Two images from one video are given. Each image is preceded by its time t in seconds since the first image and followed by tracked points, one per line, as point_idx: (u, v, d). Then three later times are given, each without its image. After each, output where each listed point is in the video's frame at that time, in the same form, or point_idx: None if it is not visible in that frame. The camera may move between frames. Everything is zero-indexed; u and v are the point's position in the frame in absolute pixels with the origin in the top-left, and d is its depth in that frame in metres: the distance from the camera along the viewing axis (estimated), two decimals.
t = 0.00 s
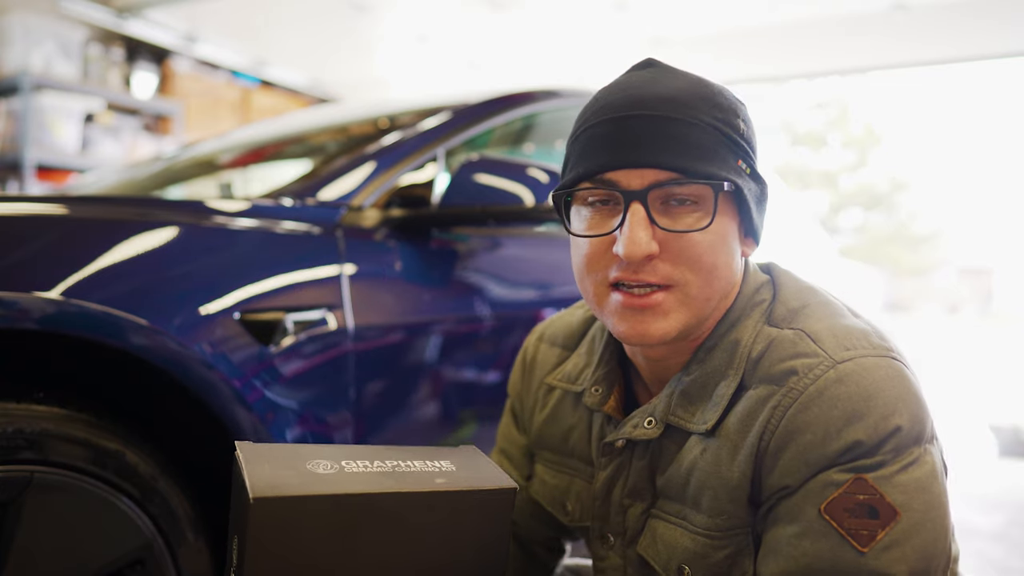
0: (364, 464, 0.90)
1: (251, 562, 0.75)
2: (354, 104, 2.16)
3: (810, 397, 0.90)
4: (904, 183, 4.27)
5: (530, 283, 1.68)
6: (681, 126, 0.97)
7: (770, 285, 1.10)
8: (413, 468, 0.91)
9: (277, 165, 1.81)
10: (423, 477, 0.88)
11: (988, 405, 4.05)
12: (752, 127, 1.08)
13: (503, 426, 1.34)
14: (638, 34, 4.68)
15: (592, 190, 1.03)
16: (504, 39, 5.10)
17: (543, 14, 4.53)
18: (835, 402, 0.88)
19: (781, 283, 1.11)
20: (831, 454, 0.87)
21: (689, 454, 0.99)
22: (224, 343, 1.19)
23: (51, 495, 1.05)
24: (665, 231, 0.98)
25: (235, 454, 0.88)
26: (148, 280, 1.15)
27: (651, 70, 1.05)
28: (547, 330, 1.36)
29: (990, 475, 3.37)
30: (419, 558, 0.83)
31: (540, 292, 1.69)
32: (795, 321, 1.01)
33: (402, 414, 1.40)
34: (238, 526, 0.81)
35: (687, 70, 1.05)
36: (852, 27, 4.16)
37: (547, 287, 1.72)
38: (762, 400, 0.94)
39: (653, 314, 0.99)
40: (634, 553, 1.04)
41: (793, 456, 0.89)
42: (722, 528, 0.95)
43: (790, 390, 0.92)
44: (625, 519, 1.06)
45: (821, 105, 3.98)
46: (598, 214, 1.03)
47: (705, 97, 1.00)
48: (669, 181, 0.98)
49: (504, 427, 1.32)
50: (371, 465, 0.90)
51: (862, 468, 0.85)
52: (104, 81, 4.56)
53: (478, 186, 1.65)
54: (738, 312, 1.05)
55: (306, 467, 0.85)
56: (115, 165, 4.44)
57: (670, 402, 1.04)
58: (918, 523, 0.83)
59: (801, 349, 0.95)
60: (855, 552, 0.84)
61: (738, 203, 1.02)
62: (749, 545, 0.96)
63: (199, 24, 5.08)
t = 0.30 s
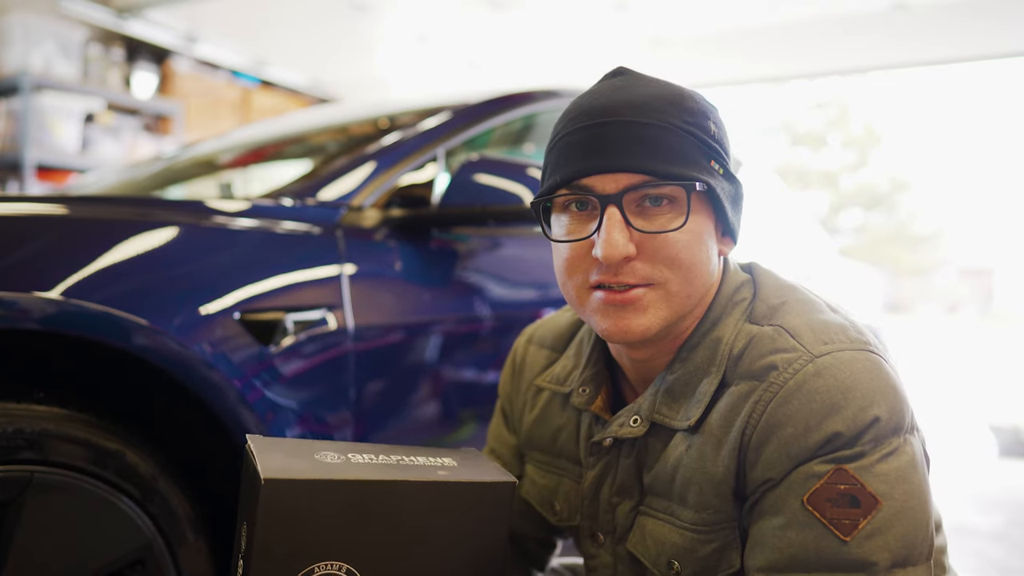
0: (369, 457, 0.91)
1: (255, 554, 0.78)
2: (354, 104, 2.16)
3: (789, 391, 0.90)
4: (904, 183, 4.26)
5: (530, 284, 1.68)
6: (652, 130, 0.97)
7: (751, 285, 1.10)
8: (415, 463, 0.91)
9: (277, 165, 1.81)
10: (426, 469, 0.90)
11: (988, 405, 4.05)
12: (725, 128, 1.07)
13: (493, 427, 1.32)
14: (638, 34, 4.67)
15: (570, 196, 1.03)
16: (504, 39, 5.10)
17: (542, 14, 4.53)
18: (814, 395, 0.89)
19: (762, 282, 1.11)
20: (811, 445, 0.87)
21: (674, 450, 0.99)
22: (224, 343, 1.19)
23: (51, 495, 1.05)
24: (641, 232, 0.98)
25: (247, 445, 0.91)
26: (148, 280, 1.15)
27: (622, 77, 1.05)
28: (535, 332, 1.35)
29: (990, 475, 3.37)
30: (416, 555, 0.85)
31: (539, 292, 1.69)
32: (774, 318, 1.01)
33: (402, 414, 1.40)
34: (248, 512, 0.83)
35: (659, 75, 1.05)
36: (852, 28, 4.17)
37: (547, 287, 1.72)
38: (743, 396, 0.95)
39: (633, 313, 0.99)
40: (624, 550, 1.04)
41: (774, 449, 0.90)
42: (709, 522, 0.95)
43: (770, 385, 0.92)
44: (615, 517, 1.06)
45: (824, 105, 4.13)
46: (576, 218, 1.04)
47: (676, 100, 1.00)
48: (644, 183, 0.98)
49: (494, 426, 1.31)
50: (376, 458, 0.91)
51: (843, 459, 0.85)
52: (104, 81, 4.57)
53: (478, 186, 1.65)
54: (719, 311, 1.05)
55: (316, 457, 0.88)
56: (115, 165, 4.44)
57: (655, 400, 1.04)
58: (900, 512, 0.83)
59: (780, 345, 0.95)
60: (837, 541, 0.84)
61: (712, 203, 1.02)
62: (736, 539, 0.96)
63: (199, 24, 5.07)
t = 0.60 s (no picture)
0: (374, 450, 0.92)
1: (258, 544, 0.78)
2: (354, 104, 2.16)
3: (785, 387, 0.90)
4: (904, 183, 4.26)
5: (530, 283, 1.68)
6: (647, 132, 0.97)
7: (749, 284, 1.10)
8: (419, 456, 0.92)
9: (277, 165, 1.81)
10: (430, 462, 0.90)
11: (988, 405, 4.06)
12: (722, 130, 1.07)
13: (493, 424, 1.33)
14: (638, 34, 4.67)
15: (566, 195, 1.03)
16: (504, 39, 5.10)
17: (542, 13, 4.53)
18: (810, 392, 0.89)
19: (760, 281, 1.11)
20: (807, 441, 0.87)
21: (672, 447, 0.99)
22: (224, 343, 1.19)
23: (51, 495, 1.05)
24: (633, 233, 0.97)
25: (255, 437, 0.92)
26: (149, 280, 1.15)
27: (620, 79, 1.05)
28: (537, 330, 1.35)
29: (990, 475, 3.37)
30: (417, 552, 0.85)
31: (539, 292, 1.69)
32: (772, 317, 1.01)
33: (402, 414, 1.40)
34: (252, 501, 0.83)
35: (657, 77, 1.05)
36: (852, 28, 4.18)
37: (547, 287, 1.72)
38: (740, 393, 0.95)
39: (624, 313, 0.99)
40: (623, 547, 1.04)
41: (771, 445, 0.90)
42: (706, 518, 0.95)
43: (767, 382, 0.92)
44: (612, 513, 1.06)
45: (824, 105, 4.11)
46: (572, 217, 1.03)
47: (671, 102, 1.00)
48: (636, 184, 0.97)
49: (495, 424, 1.31)
50: (380, 451, 0.91)
51: (839, 454, 0.85)
52: (104, 81, 4.57)
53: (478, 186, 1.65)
54: (718, 308, 1.05)
55: (321, 449, 0.89)
56: (115, 165, 4.44)
57: (653, 397, 1.04)
58: (894, 507, 0.83)
59: (777, 342, 0.95)
60: (832, 535, 0.84)
61: (707, 204, 1.01)
62: (733, 534, 0.96)
63: (199, 24, 5.07)
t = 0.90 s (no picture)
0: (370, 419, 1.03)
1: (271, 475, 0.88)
2: (354, 104, 2.16)
3: (793, 389, 0.90)
4: (904, 183, 4.26)
5: (531, 283, 1.68)
6: (604, 171, 0.95)
7: (758, 284, 1.09)
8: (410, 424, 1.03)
9: (277, 164, 1.81)
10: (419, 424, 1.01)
11: (988, 405, 4.06)
12: (723, 153, 0.98)
13: (499, 419, 1.33)
14: (638, 34, 4.66)
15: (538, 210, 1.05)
16: (504, 39, 5.10)
17: (543, 14, 4.53)
18: (819, 393, 0.89)
19: (768, 282, 1.10)
20: (814, 442, 0.87)
21: (677, 446, 0.99)
22: (224, 343, 1.20)
23: (50, 495, 1.05)
24: (579, 264, 0.98)
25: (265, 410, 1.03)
26: (149, 280, 1.15)
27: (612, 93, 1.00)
28: (545, 326, 1.33)
29: (990, 475, 3.37)
30: (406, 494, 0.94)
31: (539, 292, 1.69)
32: (780, 318, 1.01)
33: (403, 414, 1.41)
34: (258, 455, 0.93)
35: (651, 91, 0.98)
36: (852, 28, 4.20)
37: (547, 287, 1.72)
38: (747, 394, 0.95)
39: (574, 335, 1.02)
40: (626, 545, 1.04)
41: (778, 446, 0.90)
42: (711, 517, 0.95)
43: (775, 382, 0.92)
44: (616, 512, 1.06)
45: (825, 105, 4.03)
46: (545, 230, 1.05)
47: (642, 134, 0.95)
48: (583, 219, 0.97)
49: (500, 420, 1.32)
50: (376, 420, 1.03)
51: (846, 456, 0.86)
52: (104, 81, 4.57)
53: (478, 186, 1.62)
54: (727, 308, 1.05)
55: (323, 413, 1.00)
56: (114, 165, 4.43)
57: (659, 396, 1.04)
58: (902, 508, 0.83)
59: (785, 343, 0.95)
60: (839, 536, 0.84)
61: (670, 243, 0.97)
62: (738, 534, 0.96)
63: (199, 24, 5.07)
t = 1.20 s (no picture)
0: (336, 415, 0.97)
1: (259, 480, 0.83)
2: (354, 104, 2.16)
3: (799, 390, 0.91)
4: (904, 184, 4.24)
5: (531, 284, 1.68)
6: (609, 180, 0.95)
7: (762, 285, 1.10)
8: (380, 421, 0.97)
9: (278, 165, 1.82)
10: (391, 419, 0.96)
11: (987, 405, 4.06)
12: (730, 162, 0.98)
13: (501, 418, 1.32)
14: (638, 34, 4.66)
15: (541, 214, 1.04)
16: (504, 40, 5.09)
17: (542, 13, 4.53)
18: (825, 394, 0.89)
19: (772, 283, 1.11)
20: (820, 443, 0.88)
21: (682, 448, 0.99)
22: (224, 343, 1.20)
23: (51, 496, 1.05)
24: (585, 271, 0.98)
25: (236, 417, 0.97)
26: (150, 279, 1.15)
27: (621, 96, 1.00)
28: (548, 326, 1.33)
29: (989, 475, 3.38)
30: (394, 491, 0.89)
31: (539, 292, 1.69)
32: (786, 319, 1.01)
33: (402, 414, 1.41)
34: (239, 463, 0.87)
35: (658, 98, 0.98)
36: (852, 28, 4.22)
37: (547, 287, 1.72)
38: (753, 395, 0.95)
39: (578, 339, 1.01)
40: (630, 546, 1.05)
41: (783, 447, 0.90)
42: (716, 518, 0.96)
43: (781, 383, 0.93)
44: (620, 513, 1.06)
45: (824, 106, 4.10)
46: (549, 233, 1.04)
47: (648, 140, 0.96)
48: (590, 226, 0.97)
49: (502, 419, 1.32)
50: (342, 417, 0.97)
51: (851, 457, 0.86)
52: (105, 81, 4.58)
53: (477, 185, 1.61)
54: (732, 310, 1.05)
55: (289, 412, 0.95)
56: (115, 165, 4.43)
57: (664, 398, 1.03)
58: (906, 509, 0.84)
59: (791, 344, 0.96)
60: (845, 537, 0.85)
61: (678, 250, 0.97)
62: (743, 535, 0.96)
63: (200, 25, 5.08)
